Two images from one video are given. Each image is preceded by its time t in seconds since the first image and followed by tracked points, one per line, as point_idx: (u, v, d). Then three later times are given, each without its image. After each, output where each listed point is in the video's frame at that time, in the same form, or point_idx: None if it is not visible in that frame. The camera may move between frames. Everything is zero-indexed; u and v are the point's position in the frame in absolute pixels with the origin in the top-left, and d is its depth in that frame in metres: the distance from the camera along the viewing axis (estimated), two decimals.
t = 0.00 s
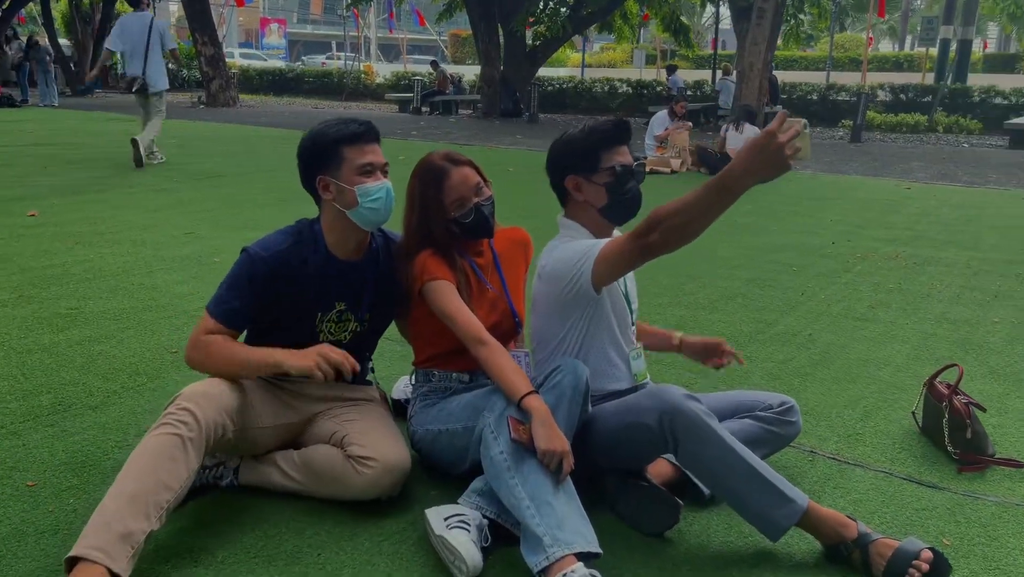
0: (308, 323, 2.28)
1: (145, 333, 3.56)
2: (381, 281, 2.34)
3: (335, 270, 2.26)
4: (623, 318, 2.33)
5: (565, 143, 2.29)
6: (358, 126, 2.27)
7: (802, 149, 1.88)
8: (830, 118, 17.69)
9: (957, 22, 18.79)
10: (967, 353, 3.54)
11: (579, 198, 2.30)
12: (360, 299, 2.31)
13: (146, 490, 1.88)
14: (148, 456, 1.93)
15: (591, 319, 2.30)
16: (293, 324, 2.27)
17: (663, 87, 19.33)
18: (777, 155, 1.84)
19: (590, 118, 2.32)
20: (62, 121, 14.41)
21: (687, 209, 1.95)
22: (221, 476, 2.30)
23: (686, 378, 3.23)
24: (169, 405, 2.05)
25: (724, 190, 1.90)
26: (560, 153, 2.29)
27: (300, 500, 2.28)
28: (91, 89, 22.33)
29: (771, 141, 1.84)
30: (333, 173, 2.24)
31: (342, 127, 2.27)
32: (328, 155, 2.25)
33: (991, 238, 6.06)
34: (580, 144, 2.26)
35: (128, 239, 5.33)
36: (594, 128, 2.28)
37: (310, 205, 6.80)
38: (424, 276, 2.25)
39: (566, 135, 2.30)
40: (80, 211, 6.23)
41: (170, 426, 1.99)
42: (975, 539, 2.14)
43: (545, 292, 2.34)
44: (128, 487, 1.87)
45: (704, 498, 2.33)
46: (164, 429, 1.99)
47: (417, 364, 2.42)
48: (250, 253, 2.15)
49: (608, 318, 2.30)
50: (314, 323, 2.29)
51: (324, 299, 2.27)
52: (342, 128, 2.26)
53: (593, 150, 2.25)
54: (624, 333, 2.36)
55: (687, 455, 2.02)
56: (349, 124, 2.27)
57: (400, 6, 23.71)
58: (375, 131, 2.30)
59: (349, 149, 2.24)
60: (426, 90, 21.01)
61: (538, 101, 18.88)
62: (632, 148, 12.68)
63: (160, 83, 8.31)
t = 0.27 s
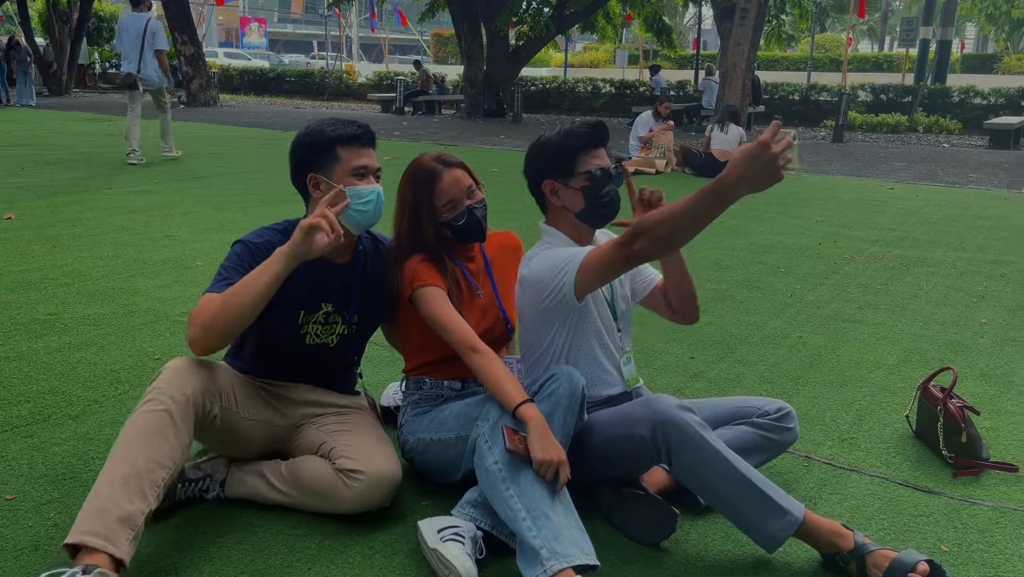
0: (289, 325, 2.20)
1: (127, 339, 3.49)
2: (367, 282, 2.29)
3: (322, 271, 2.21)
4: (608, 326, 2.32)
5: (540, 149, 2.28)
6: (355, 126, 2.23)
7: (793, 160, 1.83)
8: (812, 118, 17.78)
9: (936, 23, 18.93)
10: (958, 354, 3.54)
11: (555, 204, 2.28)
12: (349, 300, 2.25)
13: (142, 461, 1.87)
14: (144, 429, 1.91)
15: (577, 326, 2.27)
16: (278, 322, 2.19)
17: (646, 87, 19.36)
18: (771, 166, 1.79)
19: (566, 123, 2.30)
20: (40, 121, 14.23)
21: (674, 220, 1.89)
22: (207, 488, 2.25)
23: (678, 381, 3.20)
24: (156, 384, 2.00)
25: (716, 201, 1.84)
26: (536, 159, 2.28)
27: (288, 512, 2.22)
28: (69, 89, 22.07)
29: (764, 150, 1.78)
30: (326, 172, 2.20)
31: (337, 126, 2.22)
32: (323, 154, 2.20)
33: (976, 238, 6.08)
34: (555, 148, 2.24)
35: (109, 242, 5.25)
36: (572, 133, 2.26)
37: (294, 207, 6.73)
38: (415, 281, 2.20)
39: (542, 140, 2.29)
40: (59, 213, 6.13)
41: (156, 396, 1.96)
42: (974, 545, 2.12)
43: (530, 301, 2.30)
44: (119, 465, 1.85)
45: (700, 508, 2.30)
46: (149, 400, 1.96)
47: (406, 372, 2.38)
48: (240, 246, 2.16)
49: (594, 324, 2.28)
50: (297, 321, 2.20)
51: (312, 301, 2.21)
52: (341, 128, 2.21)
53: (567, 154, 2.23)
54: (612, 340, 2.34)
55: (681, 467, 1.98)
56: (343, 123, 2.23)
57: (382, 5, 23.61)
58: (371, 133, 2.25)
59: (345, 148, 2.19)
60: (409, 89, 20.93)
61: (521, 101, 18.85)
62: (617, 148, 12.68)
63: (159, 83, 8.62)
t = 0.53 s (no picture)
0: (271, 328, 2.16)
1: (106, 343, 3.42)
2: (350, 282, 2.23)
3: (304, 273, 2.16)
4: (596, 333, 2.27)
5: (515, 152, 2.23)
6: (337, 127, 2.18)
7: (782, 163, 1.79)
8: (796, 117, 17.84)
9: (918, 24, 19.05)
10: (947, 355, 3.52)
11: (534, 209, 2.24)
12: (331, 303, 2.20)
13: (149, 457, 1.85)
14: (151, 425, 1.87)
15: (564, 331, 2.21)
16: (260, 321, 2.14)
17: (631, 87, 19.36)
18: (760, 171, 1.75)
19: (541, 125, 2.25)
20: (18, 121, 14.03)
21: (661, 227, 1.85)
22: (188, 497, 2.18)
23: (668, 384, 3.17)
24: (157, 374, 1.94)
25: (705, 207, 1.80)
26: (512, 163, 2.23)
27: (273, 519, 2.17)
28: (48, 88, 21.81)
29: (752, 155, 1.73)
30: (307, 176, 2.16)
31: (318, 128, 2.17)
32: (305, 155, 2.14)
33: (961, 238, 6.09)
34: (532, 152, 2.20)
35: (88, 244, 5.16)
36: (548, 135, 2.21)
37: (277, 207, 6.66)
38: (398, 287, 2.14)
39: (517, 144, 2.24)
40: (37, 214, 6.02)
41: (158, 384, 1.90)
42: (970, 550, 2.09)
43: (514, 306, 2.24)
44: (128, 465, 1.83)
45: (692, 513, 2.26)
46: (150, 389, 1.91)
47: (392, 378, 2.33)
48: (222, 244, 2.10)
49: (582, 328, 2.23)
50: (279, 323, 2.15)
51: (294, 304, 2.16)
52: (325, 130, 2.16)
53: (544, 157, 2.19)
54: (598, 343, 2.29)
55: (674, 474, 1.95)
56: (324, 124, 2.18)
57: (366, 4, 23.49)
58: (354, 134, 2.21)
59: (327, 151, 2.14)
60: (393, 89, 20.83)
61: (506, 101, 18.80)
62: (602, 148, 12.66)
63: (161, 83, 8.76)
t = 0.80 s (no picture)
0: (255, 336, 2.10)
1: (88, 347, 3.34)
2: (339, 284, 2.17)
3: (288, 276, 2.11)
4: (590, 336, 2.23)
5: (503, 151, 2.17)
6: (313, 126, 2.12)
7: (778, 163, 1.75)
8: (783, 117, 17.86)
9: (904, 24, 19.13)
10: (942, 355, 3.49)
11: (523, 209, 2.19)
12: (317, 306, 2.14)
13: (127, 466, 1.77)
14: (126, 433, 1.79)
15: (558, 333, 2.16)
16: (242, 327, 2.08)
17: (619, 87, 19.34)
18: (756, 169, 1.70)
19: (528, 124, 2.20)
20: None
21: (654, 228, 1.80)
22: (171, 505, 2.12)
23: (662, 386, 3.12)
24: (132, 379, 1.85)
25: (700, 207, 1.75)
26: (500, 163, 2.18)
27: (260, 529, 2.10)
28: (31, 86, 21.59)
29: (748, 153, 1.69)
30: (287, 179, 2.10)
31: (293, 128, 2.11)
32: (282, 155, 2.09)
33: (951, 237, 6.09)
34: (519, 152, 2.15)
35: (71, 244, 5.07)
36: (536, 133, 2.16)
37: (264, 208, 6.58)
38: (383, 292, 2.08)
39: (504, 143, 2.18)
40: (19, 215, 5.92)
41: (135, 391, 1.82)
42: (972, 555, 2.05)
43: (504, 310, 2.18)
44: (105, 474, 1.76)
45: (689, 520, 2.21)
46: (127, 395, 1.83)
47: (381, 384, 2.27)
48: (202, 249, 2.03)
49: (575, 330, 2.18)
50: (263, 328, 2.10)
51: (278, 309, 2.10)
52: (303, 131, 2.09)
53: (533, 155, 2.14)
54: (593, 344, 2.24)
55: (672, 480, 1.90)
56: (301, 123, 2.12)
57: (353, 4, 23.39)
58: (333, 133, 2.14)
59: (307, 153, 2.08)
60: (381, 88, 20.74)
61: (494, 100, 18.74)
62: (591, 148, 12.62)
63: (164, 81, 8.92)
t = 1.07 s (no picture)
0: (256, 363, 1.99)
1: (74, 360, 3.19)
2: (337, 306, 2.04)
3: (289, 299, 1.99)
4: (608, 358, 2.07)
5: (513, 162, 2.02)
6: (297, 148, 1.94)
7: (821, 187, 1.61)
8: (778, 120, 17.81)
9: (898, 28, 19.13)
10: (959, 370, 3.38)
11: (531, 225, 2.06)
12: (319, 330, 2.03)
13: (118, 502, 1.66)
14: (113, 466, 1.67)
15: (573, 353, 2.04)
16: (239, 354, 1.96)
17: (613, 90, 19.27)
18: (805, 191, 1.57)
19: (540, 131, 2.03)
20: None
21: (691, 248, 1.67)
22: (157, 538, 1.98)
23: (674, 403, 2.99)
24: (125, 410, 1.74)
25: (743, 228, 1.63)
26: (511, 173, 2.03)
27: (254, 563, 1.96)
28: (19, 86, 21.35)
29: (799, 174, 1.55)
30: (273, 213, 1.92)
31: (274, 151, 1.93)
32: (267, 194, 1.90)
33: (957, 244, 5.99)
34: (528, 164, 1.99)
35: (56, 250, 4.92)
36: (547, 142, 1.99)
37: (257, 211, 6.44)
38: (377, 315, 1.92)
39: (514, 153, 2.03)
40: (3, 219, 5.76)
41: (131, 422, 1.71)
42: None
43: (519, 325, 2.08)
44: (92, 506, 1.64)
45: (711, 551, 2.08)
46: (120, 427, 1.71)
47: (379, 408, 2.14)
48: (203, 269, 1.97)
49: (588, 351, 2.03)
50: (264, 354, 1.99)
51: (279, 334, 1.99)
52: (284, 161, 1.91)
53: (543, 168, 1.98)
54: (609, 363, 2.08)
55: (697, 515, 1.78)
56: (281, 146, 1.94)
57: (345, 5, 23.25)
58: (319, 154, 1.97)
59: (290, 195, 1.90)
60: (373, 90, 20.59)
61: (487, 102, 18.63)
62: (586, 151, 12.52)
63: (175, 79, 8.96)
